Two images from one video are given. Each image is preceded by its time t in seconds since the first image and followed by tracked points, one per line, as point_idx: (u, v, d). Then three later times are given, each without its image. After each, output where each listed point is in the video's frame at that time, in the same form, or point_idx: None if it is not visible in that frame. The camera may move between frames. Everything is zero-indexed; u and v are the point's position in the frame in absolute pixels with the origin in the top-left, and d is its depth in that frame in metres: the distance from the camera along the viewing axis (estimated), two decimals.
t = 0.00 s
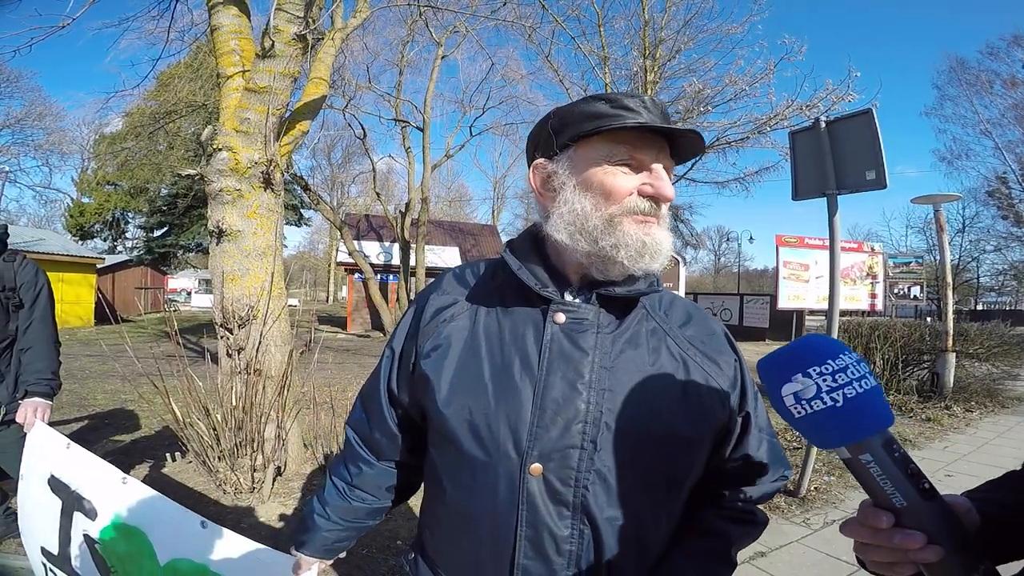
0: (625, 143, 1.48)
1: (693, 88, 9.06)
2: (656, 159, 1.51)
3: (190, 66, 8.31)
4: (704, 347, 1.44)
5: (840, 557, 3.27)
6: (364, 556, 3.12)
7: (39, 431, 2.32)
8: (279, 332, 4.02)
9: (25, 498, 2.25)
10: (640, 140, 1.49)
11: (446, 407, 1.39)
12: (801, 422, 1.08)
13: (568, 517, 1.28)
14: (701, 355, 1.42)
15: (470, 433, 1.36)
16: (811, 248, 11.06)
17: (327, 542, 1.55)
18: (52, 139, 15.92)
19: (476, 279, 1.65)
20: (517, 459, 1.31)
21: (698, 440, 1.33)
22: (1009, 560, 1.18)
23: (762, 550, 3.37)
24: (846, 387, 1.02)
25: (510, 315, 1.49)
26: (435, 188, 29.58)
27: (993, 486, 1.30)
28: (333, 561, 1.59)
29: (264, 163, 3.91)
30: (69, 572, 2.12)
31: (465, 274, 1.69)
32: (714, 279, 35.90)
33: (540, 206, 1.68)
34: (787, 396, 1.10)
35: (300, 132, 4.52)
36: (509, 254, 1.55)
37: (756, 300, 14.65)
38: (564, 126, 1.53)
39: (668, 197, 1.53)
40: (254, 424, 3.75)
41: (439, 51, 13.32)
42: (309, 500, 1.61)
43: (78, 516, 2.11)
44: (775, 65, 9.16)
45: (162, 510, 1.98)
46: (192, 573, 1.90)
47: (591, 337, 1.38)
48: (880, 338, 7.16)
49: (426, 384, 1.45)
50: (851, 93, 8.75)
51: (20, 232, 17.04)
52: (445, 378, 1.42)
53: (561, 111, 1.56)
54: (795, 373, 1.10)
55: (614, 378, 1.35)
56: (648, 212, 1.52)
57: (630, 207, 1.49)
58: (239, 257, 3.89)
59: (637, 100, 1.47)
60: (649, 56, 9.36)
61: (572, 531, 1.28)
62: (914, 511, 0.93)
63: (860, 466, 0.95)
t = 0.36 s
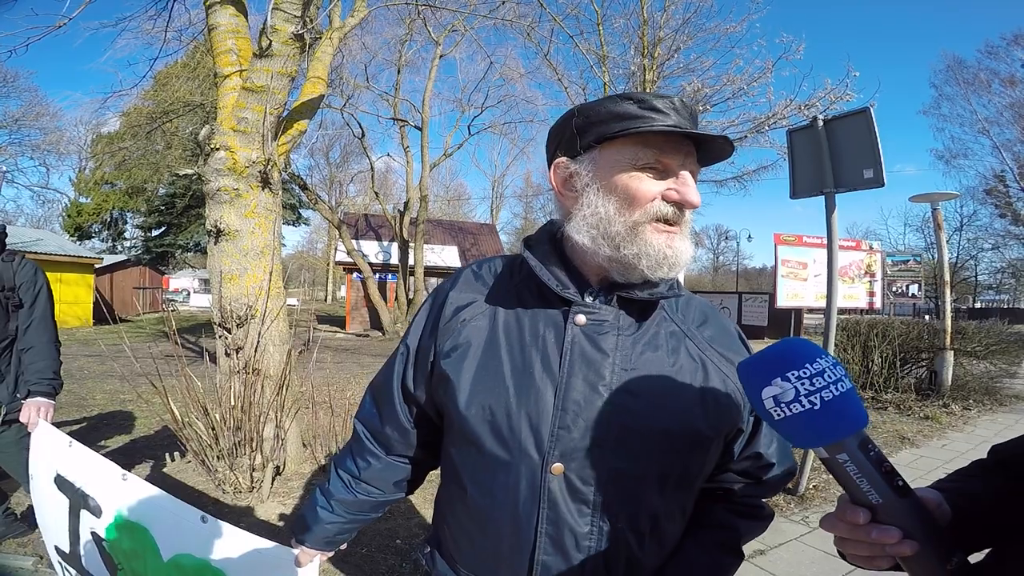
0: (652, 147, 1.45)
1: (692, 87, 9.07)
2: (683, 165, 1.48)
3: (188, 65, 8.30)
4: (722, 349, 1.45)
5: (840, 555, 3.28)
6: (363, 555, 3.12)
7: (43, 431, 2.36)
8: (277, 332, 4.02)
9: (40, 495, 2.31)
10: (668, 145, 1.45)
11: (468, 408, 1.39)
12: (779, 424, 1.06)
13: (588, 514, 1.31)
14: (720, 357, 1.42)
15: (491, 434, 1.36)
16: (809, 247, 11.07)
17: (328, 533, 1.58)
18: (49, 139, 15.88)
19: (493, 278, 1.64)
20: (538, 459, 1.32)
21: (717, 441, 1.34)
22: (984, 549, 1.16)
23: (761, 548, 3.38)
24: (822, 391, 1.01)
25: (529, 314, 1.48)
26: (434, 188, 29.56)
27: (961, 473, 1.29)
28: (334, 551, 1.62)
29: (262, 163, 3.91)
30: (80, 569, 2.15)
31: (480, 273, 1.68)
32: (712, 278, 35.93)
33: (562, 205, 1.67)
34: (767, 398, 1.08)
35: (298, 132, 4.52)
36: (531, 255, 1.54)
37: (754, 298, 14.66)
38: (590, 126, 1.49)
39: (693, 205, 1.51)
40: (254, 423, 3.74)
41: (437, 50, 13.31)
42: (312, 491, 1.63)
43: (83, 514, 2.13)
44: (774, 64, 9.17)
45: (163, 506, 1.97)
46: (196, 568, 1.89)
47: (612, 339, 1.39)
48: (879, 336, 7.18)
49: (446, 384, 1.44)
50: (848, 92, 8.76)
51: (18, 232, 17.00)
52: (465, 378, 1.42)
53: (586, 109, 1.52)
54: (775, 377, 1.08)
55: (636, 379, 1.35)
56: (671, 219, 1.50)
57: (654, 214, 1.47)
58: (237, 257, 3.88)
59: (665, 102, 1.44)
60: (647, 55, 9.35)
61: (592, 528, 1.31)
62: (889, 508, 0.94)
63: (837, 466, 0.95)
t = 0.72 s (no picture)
0: (642, 142, 1.44)
1: (690, 85, 9.08)
2: (675, 159, 1.46)
3: (186, 66, 8.30)
4: (739, 347, 1.41)
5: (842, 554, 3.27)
6: (364, 555, 3.11)
7: (46, 430, 2.37)
8: (276, 332, 4.01)
9: (44, 494, 2.31)
10: (658, 139, 1.44)
11: (482, 408, 1.40)
12: (780, 416, 1.06)
13: (598, 512, 1.30)
14: (735, 355, 1.40)
15: (504, 432, 1.37)
16: (809, 245, 11.08)
17: (338, 532, 1.57)
18: (48, 140, 15.87)
19: (510, 280, 1.63)
20: (549, 457, 1.32)
21: (730, 441, 1.32)
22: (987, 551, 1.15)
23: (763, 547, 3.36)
24: (822, 381, 1.02)
25: (542, 316, 1.48)
26: (433, 187, 29.55)
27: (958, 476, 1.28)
28: (342, 549, 1.62)
29: (260, 163, 3.90)
30: (84, 567, 2.15)
31: (498, 275, 1.68)
32: (711, 276, 35.93)
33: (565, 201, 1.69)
34: (768, 390, 1.08)
35: (296, 132, 4.51)
36: (539, 259, 1.54)
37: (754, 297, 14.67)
38: (586, 123, 1.51)
39: (682, 200, 1.49)
40: (254, 423, 3.73)
41: (435, 50, 13.31)
42: (326, 489, 1.63)
43: (88, 512, 2.13)
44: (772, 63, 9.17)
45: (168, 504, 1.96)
46: (200, 566, 1.88)
47: (622, 339, 1.38)
48: (879, 334, 7.17)
49: (462, 385, 1.45)
50: (847, 91, 8.75)
51: (17, 233, 16.98)
52: (480, 378, 1.43)
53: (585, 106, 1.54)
54: (777, 368, 1.08)
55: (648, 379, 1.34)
56: (660, 214, 1.48)
57: (639, 208, 1.46)
58: (236, 257, 3.87)
59: (662, 99, 1.43)
60: (646, 54, 9.34)
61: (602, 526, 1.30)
62: (890, 500, 0.93)
63: (837, 459, 0.95)
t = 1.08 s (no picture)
0: (597, 138, 1.51)
1: (687, 84, 9.08)
2: (627, 153, 1.50)
3: (182, 65, 8.28)
4: (727, 340, 1.36)
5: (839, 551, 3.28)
6: (363, 553, 3.11)
7: (50, 427, 2.34)
8: (273, 331, 4.00)
9: (43, 493, 2.29)
10: (611, 135, 1.50)
11: (468, 400, 1.42)
12: (775, 421, 1.04)
13: (576, 505, 1.30)
14: (723, 348, 1.35)
15: (489, 424, 1.39)
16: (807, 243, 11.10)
17: (339, 533, 1.56)
18: (44, 140, 15.79)
19: (505, 278, 1.64)
20: (530, 448, 1.34)
21: (718, 438, 1.28)
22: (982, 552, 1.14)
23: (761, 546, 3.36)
24: (818, 387, 1.00)
25: (530, 312, 1.49)
26: (431, 186, 29.55)
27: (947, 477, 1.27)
28: (344, 552, 1.60)
29: (256, 162, 3.90)
30: (78, 567, 2.14)
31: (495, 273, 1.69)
32: (709, 274, 35.98)
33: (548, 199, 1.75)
34: (762, 394, 1.06)
35: (292, 131, 4.49)
36: (525, 258, 1.57)
37: (752, 295, 14.70)
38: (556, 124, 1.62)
39: (631, 192, 1.50)
40: (250, 423, 3.70)
41: (433, 48, 13.28)
42: (327, 489, 1.62)
43: (85, 510, 2.12)
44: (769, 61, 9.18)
45: (168, 503, 1.96)
46: (197, 566, 1.88)
47: (603, 332, 1.37)
48: (876, 331, 7.16)
49: (452, 378, 1.48)
50: (844, 89, 8.77)
51: (12, 233, 16.88)
52: (467, 371, 1.45)
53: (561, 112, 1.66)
54: (772, 373, 1.06)
55: (629, 372, 1.32)
56: (616, 207, 1.52)
57: (593, 201, 1.52)
58: (232, 256, 3.86)
59: (617, 96, 1.47)
60: (643, 52, 9.32)
61: (580, 520, 1.29)
62: (887, 505, 0.92)
63: (833, 463, 0.94)
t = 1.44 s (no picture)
0: (586, 125, 1.51)
1: (687, 82, 9.06)
2: (616, 140, 1.50)
3: (181, 63, 8.26)
4: (712, 335, 1.34)
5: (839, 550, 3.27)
6: (361, 552, 3.10)
7: (47, 426, 2.33)
8: (271, 329, 3.99)
9: (40, 492, 2.28)
10: (600, 122, 1.50)
11: (448, 395, 1.41)
12: (748, 418, 1.02)
13: (553, 505, 1.28)
14: (705, 342, 1.33)
15: (468, 419, 1.38)
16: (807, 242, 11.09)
17: (335, 532, 1.55)
18: (42, 139, 15.75)
19: (491, 271, 1.63)
20: (508, 445, 1.33)
21: (701, 435, 1.27)
22: (970, 554, 1.14)
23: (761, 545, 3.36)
24: (787, 382, 0.99)
25: (512, 306, 1.48)
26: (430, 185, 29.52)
27: (931, 478, 1.26)
28: (341, 553, 1.59)
29: (255, 160, 3.88)
30: (71, 567, 2.13)
31: (479, 267, 1.68)
32: (709, 272, 35.93)
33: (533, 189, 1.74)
34: (734, 390, 1.05)
35: (291, 129, 4.47)
36: (508, 250, 1.56)
37: (751, 293, 14.69)
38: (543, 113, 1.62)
39: (620, 178, 1.50)
40: (248, 422, 3.67)
41: (432, 46, 13.25)
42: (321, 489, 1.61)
43: (81, 509, 2.11)
44: (769, 59, 9.17)
45: (165, 503, 1.95)
46: (192, 566, 1.87)
47: (585, 326, 1.36)
48: (876, 330, 7.15)
49: (433, 373, 1.47)
50: (843, 87, 8.76)
51: (11, 232, 16.83)
52: (449, 366, 1.44)
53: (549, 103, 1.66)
54: (741, 368, 1.05)
55: (610, 368, 1.31)
56: (604, 195, 1.52)
57: (581, 189, 1.52)
58: (230, 254, 3.86)
59: (606, 85, 1.48)
60: (643, 51, 9.30)
61: (558, 520, 1.28)
62: (862, 502, 0.91)
63: (807, 461, 0.93)
